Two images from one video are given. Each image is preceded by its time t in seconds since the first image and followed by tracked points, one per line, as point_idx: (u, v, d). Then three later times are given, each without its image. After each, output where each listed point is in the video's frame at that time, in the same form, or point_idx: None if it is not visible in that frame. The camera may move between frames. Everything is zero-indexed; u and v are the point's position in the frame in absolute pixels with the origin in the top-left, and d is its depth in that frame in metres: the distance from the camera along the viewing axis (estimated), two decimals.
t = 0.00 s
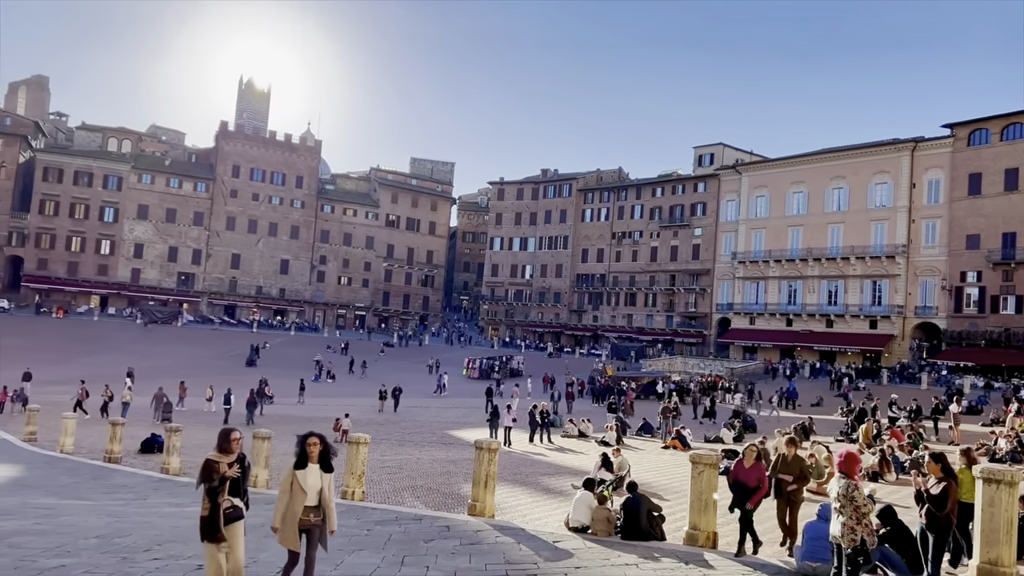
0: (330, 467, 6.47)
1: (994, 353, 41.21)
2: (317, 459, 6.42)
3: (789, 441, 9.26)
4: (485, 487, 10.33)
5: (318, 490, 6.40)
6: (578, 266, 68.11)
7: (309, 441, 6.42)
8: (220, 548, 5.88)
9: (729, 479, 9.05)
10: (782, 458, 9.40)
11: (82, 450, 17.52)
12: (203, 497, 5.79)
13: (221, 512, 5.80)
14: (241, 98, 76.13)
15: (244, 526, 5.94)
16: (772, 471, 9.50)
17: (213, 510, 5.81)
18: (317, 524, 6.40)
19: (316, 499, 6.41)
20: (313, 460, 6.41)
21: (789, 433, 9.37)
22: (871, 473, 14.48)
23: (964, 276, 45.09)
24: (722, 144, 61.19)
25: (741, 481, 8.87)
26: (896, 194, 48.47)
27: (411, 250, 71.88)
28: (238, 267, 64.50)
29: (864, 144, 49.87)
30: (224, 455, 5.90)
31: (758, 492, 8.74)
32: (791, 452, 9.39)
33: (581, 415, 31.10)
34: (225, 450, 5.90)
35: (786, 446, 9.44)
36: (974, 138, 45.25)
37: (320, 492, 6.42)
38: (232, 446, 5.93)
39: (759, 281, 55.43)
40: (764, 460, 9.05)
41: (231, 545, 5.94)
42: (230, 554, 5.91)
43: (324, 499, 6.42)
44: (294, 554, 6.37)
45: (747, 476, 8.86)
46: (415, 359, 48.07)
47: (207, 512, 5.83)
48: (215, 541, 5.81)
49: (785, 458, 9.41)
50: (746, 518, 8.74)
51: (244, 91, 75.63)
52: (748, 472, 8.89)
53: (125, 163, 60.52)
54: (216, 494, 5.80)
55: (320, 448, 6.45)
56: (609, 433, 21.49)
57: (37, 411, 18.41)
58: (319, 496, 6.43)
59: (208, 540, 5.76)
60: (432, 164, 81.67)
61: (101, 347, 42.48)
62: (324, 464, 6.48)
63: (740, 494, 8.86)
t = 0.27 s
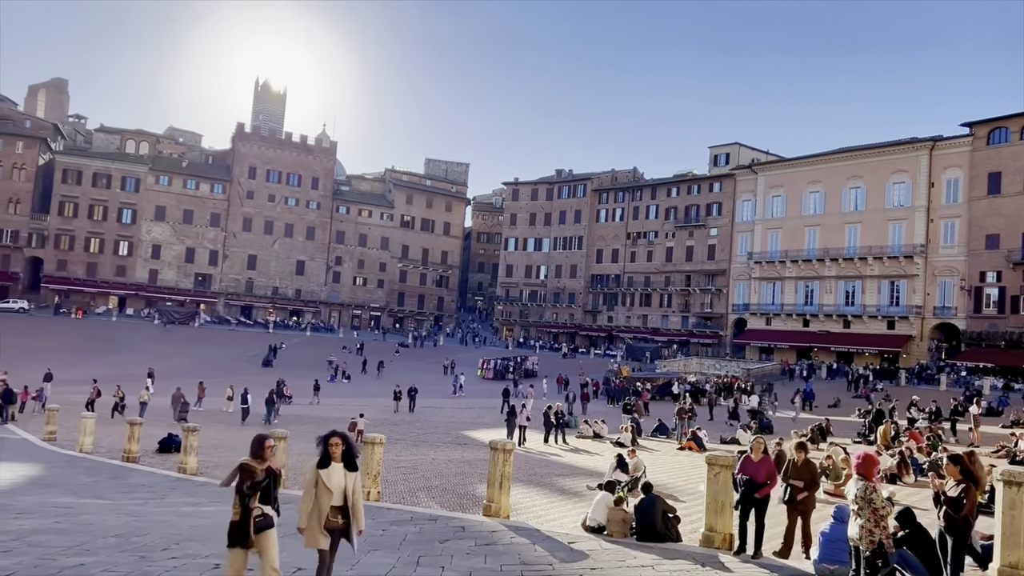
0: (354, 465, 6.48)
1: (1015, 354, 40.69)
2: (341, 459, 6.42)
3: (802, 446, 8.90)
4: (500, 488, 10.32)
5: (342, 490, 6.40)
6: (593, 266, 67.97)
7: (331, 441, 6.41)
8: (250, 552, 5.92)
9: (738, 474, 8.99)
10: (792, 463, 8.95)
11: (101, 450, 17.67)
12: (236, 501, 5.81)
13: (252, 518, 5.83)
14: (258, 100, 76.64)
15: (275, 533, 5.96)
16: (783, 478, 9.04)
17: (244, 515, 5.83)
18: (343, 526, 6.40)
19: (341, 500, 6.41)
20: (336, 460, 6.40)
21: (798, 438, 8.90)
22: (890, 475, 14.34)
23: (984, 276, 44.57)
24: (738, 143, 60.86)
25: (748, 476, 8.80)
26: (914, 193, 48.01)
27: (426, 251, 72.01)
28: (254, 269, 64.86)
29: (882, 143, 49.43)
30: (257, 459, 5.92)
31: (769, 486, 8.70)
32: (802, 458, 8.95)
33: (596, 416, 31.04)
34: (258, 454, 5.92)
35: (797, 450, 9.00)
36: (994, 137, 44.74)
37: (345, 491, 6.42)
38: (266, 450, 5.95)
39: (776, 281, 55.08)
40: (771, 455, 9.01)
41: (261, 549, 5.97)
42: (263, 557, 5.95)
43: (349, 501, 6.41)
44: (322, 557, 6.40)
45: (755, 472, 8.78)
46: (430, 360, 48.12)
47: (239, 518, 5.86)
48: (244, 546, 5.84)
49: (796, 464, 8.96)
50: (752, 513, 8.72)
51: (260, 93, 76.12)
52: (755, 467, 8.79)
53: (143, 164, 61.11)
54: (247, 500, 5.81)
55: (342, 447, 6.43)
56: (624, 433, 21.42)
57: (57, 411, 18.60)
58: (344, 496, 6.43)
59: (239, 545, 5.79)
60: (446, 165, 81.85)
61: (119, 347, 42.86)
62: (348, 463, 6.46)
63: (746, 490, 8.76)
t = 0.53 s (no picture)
0: (376, 471, 6.30)
1: None
2: (362, 464, 6.23)
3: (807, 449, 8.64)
4: (514, 488, 10.31)
5: (365, 496, 6.23)
6: (607, 266, 67.85)
7: (352, 446, 6.22)
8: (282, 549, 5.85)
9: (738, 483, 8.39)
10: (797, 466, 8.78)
11: (119, 450, 17.83)
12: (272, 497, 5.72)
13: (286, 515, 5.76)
14: (273, 102, 77.12)
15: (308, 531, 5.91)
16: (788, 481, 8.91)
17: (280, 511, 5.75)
18: (366, 532, 6.26)
19: (364, 507, 6.26)
20: (358, 466, 6.23)
21: (804, 439, 8.70)
22: (907, 477, 14.20)
23: (1003, 276, 44.08)
24: (753, 143, 60.55)
25: (750, 484, 8.26)
26: (931, 193, 47.58)
27: (440, 252, 72.14)
28: (270, 270, 65.24)
29: (899, 142, 48.99)
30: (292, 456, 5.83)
31: (771, 496, 8.21)
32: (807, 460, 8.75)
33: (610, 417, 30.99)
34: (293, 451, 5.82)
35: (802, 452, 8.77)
36: (1013, 136, 44.20)
37: (368, 497, 6.25)
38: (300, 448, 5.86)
39: (791, 282, 54.74)
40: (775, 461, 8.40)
41: (292, 546, 5.91)
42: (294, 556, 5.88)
43: (372, 507, 6.25)
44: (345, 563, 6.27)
45: (757, 481, 8.24)
46: (445, 360, 48.22)
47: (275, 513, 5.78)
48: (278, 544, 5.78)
49: (801, 467, 8.77)
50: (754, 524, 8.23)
51: (274, 95, 76.59)
52: (759, 475, 8.26)
53: (159, 167, 61.67)
54: (283, 495, 5.74)
55: (362, 453, 6.24)
56: (639, 434, 21.37)
57: (75, 411, 18.78)
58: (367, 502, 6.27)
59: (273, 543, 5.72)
60: (460, 166, 82.00)
61: (137, 347, 43.25)
62: (370, 468, 6.27)
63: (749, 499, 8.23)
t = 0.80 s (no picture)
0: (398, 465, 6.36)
1: None
2: (386, 460, 6.24)
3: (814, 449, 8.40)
4: (527, 489, 10.31)
5: (389, 491, 6.27)
6: (620, 267, 67.66)
7: (376, 441, 6.24)
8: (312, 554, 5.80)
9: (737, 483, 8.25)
10: (804, 469, 8.60)
11: (135, 450, 17.97)
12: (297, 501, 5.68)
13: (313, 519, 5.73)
14: (287, 104, 77.52)
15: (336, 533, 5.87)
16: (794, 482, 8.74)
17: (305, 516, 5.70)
18: (389, 528, 6.32)
19: (388, 502, 6.30)
20: (381, 462, 6.23)
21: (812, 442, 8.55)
22: (923, 478, 14.07)
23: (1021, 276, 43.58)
24: (767, 143, 60.22)
25: (750, 485, 8.11)
26: (948, 192, 47.10)
27: (453, 252, 72.19)
28: (284, 271, 65.52)
29: (915, 141, 48.54)
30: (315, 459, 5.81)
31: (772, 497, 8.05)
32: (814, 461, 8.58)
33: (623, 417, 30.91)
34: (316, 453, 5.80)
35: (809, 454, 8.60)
36: None
37: (391, 492, 6.28)
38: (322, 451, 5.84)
39: (806, 282, 54.40)
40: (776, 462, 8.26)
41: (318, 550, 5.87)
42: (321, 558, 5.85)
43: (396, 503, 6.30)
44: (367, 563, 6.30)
45: (757, 482, 8.06)
46: (458, 361, 48.27)
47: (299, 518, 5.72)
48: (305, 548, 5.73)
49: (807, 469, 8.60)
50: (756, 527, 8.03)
51: (288, 97, 76.97)
52: (760, 476, 8.09)
53: (175, 168, 62.13)
54: (307, 499, 5.69)
55: (387, 448, 6.27)
56: (652, 435, 21.29)
57: (92, 411, 18.94)
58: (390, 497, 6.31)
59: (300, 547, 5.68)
60: (473, 167, 82.09)
61: (153, 348, 43.59)
62: (393, 463, 6.30)
63: (750, 501, 8.06)
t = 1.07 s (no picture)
0: (422, 471, 6.17)
1: None
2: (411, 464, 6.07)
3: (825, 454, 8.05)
4: (540, 490, 10.29)
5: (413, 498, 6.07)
6: (633, 267, 67.50)
7: (405, 446, 6.03)
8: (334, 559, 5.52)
9: (738, 490, 7.88)
10: (815, 469, 8.37)
11: (150, 450, 18.08)
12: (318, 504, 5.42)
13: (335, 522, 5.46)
14: (300, 106, 77.90)
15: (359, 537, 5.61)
16: (803, 482, 8.53)
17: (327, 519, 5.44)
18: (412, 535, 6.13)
19: (410, 507, 6.11)
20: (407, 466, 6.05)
21: (824, 442, 8.28)
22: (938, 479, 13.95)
23: None
24: (780, 142, 59.94)
25: (751, 493, 7.76)
26: (963, 191, 46.68)
27: (465, 253, 72.28)
28: (297, 272, 65.81)
29: (930, 140, 48.14)
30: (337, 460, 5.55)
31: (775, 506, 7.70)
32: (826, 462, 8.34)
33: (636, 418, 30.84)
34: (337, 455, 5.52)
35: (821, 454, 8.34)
36: None
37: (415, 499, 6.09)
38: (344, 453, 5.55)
39: (820, 282, 54.07)
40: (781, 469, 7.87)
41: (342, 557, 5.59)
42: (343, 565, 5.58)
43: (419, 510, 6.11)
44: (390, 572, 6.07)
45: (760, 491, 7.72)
46: (470, 361, 48.31)
47: (320, 521, 5.45)
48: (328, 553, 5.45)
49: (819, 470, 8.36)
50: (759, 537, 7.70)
51: (301, 98, 77.33)
52: (763, 484, 7.74)
53: (189, 170, 62.58)
54: (329, 499, 5.44)
55: (414, 452, 6.07)
56: (665, 436, 21.22)
57: (108, 412, 19.08)
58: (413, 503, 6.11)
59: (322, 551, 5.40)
60: (484, 167, 82.15)
61: (168, 348, 43.91)
62: (417, 469, 6.13)
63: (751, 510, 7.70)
